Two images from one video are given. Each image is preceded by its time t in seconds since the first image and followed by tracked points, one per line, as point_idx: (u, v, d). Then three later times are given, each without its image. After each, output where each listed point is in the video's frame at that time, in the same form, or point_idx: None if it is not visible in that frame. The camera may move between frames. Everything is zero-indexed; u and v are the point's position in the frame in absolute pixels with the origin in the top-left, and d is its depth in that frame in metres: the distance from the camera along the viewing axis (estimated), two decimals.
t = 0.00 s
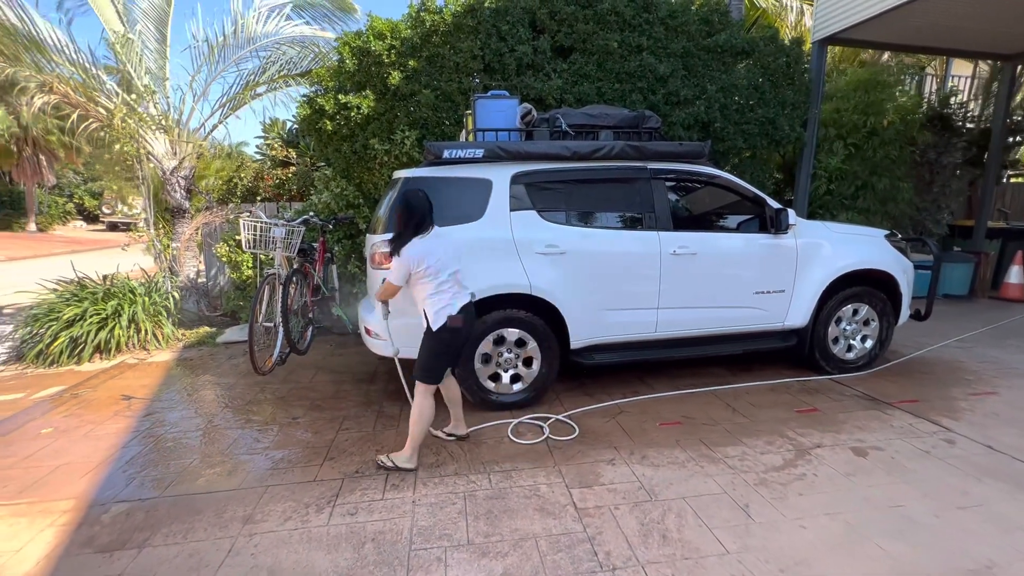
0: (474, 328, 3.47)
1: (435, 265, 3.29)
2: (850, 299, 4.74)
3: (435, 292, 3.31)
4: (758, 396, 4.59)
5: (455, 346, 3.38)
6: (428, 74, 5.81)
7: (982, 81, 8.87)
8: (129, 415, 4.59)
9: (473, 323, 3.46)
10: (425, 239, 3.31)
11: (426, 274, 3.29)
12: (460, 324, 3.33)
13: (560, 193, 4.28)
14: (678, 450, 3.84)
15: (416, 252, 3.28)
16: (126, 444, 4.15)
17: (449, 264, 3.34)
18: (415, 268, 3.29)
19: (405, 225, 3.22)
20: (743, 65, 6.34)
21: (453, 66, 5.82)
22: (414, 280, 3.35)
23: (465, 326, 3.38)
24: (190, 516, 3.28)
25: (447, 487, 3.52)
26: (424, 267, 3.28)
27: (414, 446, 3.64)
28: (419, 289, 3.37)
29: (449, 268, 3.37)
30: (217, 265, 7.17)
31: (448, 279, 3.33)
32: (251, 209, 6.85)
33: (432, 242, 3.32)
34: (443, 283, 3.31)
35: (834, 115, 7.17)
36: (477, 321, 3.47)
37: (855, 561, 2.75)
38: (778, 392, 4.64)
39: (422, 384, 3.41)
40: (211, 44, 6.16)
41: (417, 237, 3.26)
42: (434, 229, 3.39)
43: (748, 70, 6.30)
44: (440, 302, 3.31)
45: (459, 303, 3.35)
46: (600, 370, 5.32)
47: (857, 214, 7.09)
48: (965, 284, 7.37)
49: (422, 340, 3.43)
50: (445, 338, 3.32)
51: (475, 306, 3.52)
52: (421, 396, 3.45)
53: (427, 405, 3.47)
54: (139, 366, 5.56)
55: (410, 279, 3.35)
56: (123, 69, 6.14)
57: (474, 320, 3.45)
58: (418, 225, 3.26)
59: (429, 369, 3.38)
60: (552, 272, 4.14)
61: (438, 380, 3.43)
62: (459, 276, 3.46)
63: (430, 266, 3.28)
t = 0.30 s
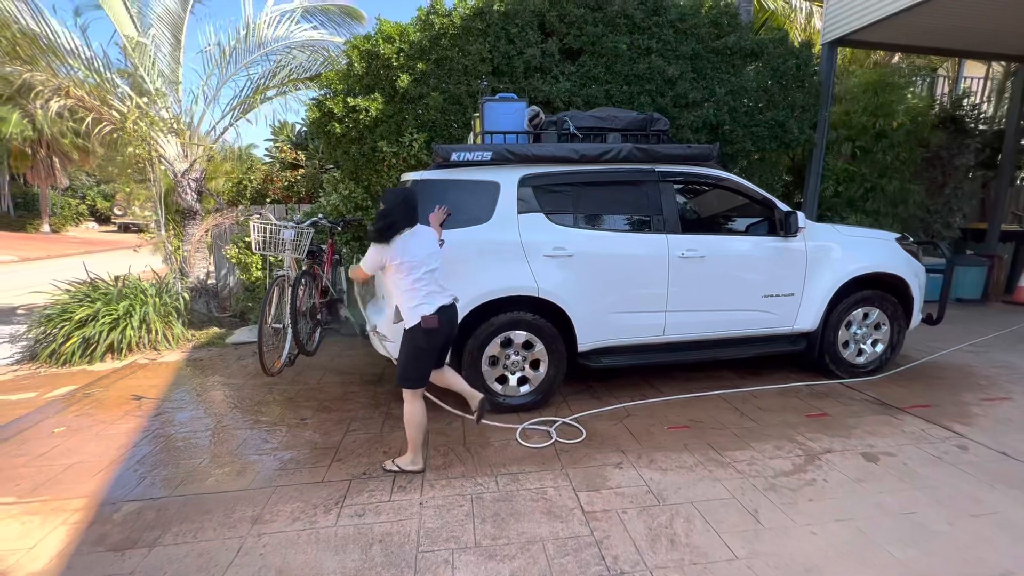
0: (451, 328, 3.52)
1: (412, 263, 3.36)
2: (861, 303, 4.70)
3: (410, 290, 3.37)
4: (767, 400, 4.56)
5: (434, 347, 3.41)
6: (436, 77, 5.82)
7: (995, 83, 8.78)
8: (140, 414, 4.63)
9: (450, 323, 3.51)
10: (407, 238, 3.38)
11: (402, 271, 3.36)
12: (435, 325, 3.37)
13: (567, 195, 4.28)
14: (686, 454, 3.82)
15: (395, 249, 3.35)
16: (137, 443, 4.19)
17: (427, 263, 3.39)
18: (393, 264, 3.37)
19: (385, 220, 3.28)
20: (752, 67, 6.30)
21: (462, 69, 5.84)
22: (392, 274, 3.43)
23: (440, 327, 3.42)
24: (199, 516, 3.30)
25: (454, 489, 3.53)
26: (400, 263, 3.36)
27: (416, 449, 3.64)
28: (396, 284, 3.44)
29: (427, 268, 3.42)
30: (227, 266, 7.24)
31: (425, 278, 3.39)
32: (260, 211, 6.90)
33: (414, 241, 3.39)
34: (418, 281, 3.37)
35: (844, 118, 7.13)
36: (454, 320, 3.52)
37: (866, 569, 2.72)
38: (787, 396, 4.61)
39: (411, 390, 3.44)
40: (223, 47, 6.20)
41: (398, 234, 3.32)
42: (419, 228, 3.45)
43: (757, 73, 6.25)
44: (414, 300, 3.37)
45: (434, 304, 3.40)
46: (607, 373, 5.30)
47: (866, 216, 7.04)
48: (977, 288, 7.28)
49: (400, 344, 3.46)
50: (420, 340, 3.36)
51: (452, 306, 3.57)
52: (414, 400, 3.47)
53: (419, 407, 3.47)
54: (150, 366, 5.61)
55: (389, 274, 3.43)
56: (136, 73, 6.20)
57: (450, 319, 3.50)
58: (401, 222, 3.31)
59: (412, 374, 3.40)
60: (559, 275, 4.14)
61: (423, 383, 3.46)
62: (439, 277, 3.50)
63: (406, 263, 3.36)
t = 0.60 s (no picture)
0: (441, 329, 3.49)
1: (404, 263, 3.36)
2: (869, 307, 4.67)
3: (399, 290, 3.37)
4: (774, 404, 4.53)
5: (422, 348, 3.40)
6: (443, 80, 5.85)
7: (1004, 85, 8.73)
8: (148, 415, 4.66)
9: (440, 324, 3.47)
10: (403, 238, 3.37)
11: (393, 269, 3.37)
12: (420, 326, 3.35)
13: (573, 198, 4.28)
14: (692, 458, 3.80)
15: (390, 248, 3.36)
16: (145, 443, 4.22)
17: (419, 265, 3.36)
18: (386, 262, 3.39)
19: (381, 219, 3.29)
20: (759, 70, 6.28)
21: (468, 72, 5.86)
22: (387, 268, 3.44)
23: (426, 330, 3.38)
24: (206, 516, 3.31)
25: (459, 491, 3.53)
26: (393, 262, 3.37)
27: (420, 449, 3.65)
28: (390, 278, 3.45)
29: (420, 269, 3.39)
30: (235, 267, 7.29)
31: (415, 280, 3.37)
32: (268, 213, 6.93)
33: (410, 242, 3.37)
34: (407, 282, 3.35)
35: (850, 120, 7.09)
36: (444, 321, 3.49)
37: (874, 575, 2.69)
38: (794, 400, 4.58)
39: (409, 391, 3.46)
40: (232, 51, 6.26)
41: (392, 236, 3.30)
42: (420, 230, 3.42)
43: (763, 75, 6.23)
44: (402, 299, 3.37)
45: (421, 307, 3.36)
46: (613, 376, 5.29)
47: (874, 219, 6.96)
48: (987, 291, 7.22)
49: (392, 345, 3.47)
50: (406, 341, 3.34)
51: (445, 308, 3.52)
52: (412, 400, 3.49)
53: (418, 407, 3.50)
54: (158, 367, 5.65)
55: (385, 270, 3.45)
56: (145, 76, 6.26)
57: (439, 320, 3.46)
58: (397, 224, 3.30)
59: (405, 375, 3.41)
60: (565, 278, 4.14)
61: (420, 383, 3.47)
62: (433, 279, 3.46)
63: (398, 262, 3.36)
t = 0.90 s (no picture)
0: (432, 329, 3.49)
1: (401, 263, 3.36)
2: (873, 310, 4.64)
3: (394, 289, 3.38)
4: (778, 408, 4.51)
5: (411, 348, 3.41)
6: (446, 83, 5.86)
7: (1009, 88, 8.69)
8: (152, 417, 4.67)
9: (429, 325, 3.45)
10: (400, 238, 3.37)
11: (389, 268, 3.37)
12: (409, 326, 3.36)
13: (575, 201, 4.28)
14: (695, 462, 3.79)
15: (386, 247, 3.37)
16: (149, 445, 4.23)
17: (415, 266, 3.37)
18: (383, 260, 3.39)
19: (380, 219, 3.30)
20: (762, 73, 6.27)
21: (471, 76, 5.87)
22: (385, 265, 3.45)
23: (416, 331, 3.39)
24: (209, 517, 3.32)
25: (461, 494, 3.52)
26: (389, 261, 3.37)
27: (417, 447, 3.67)
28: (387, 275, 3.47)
29: (416, 270, 3.41)
30: (239, 270, 7.31)
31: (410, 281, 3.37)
32: (271, 216, 6.94)
33: (407, 242, 3.37)
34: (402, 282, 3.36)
35: (854, 124, 7.05)
36: (435, 322, 3.48)
37: None
38: (798, 404, 4.56)
39: (400, 388, 3.49)
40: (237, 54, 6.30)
41: (389, 236, 3.30)
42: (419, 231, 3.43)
43: (767, 78, 6.22)
44: (396, 298, 3.38)
45: (414, 309, 3.37)
46: (616, 379, 5.27)
47: (878, 222, 6.93)
48: (993, 296, 7.17)
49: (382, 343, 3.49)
50: (393, 338, 3.36)
51: (437, 310, 3.53)
52: (403, 398, 3.52)
53: (410, 404, 3.52)
54: (162, 369, 5.66)
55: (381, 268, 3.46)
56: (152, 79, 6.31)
57: (430, 321, 3.46)
58: (396, 225, 3.31)
59: (393, 373, 3.44)
60: (567, 280, 4.14)
61: (410, 381, 3.49)
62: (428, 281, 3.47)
63: (394, 261, 3.37)
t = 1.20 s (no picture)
0: (421, 331, 3.61)
1: (393, 264, 3.51)
2: (873, 314, 4.64)
3: (387, 289, 3.52)
4: (778, 412, 4.50)
5: (396, 345, 3.56)
6: (446, 87, 5.87)
7: (1009, 92, 8.70)
8: (152, 419, 4.67)
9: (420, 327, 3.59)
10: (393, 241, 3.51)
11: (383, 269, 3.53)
12: (397, 325, 3.51)
13: (575, 205, 4.29)
14: (695, 466, 3.79)
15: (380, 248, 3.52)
16: (148, 448, 4.22)
17: (407, 268, 3.51)
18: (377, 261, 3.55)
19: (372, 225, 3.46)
20: (761, 76, 6.28)
21: (471, 79, 5.88)
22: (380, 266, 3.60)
23: (404, 330, 3.54)
24: (208, 521, 3.32)
25: (460, 498, 3.52)
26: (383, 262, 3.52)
27: (366, 435, 3.83)
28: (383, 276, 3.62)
29: (409, 271, 3.54)
30: (239, 273, 7.31)
31: (402, 281, 3.52)
32: (272, 218, 6.94)
33: (400, 245, 3.51)
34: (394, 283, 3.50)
35: (854, 128, 7.05)
36: (425, 324, 3.60)
37: None
38: (798, 408, 4.55)
39: (371, 379, 3.64)
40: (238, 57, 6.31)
41: (381, 239, 3.45)
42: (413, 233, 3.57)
43: (766, 82, 6.23)
44: (388, 298, 3.53)
45: (405, 308, 3.52)
46: (616, 382, 5.27)
47: (878, 226, 6.93)
48: (993, 300, 7.16)
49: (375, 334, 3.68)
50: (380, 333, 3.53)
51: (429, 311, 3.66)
52: (370, 387, 3.68)
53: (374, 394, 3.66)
54: (162, 371, 5.65)
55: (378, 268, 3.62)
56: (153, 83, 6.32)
57: (420, 322, 3.59)
58: (387, 229, 3.45)
59: (373, 364, 3.59)
60: (567, 284, 4.14)
61: (388, 376, 3.65)
62: (421, 281, 3.60)
63: (388, 263, 3.51)
